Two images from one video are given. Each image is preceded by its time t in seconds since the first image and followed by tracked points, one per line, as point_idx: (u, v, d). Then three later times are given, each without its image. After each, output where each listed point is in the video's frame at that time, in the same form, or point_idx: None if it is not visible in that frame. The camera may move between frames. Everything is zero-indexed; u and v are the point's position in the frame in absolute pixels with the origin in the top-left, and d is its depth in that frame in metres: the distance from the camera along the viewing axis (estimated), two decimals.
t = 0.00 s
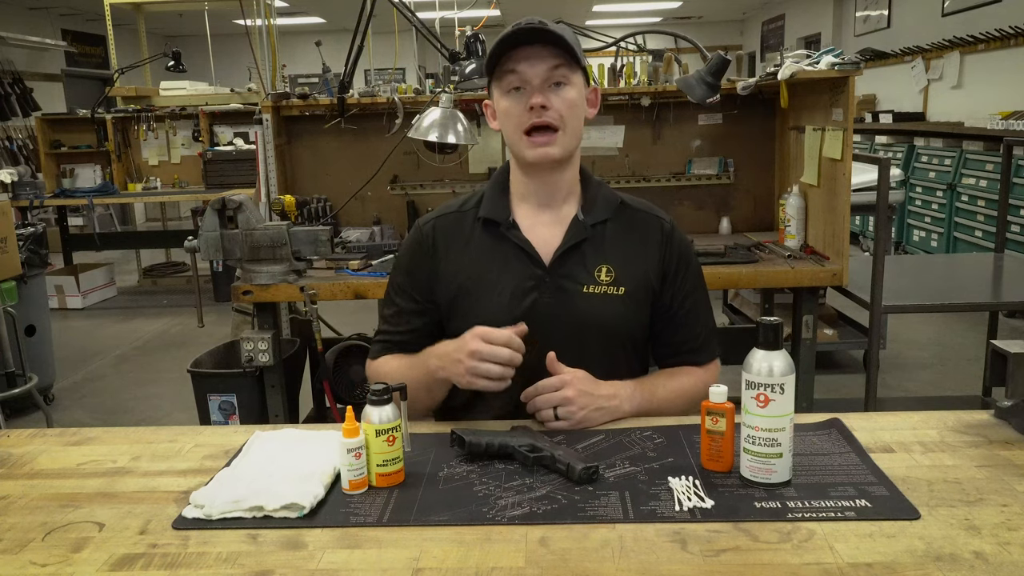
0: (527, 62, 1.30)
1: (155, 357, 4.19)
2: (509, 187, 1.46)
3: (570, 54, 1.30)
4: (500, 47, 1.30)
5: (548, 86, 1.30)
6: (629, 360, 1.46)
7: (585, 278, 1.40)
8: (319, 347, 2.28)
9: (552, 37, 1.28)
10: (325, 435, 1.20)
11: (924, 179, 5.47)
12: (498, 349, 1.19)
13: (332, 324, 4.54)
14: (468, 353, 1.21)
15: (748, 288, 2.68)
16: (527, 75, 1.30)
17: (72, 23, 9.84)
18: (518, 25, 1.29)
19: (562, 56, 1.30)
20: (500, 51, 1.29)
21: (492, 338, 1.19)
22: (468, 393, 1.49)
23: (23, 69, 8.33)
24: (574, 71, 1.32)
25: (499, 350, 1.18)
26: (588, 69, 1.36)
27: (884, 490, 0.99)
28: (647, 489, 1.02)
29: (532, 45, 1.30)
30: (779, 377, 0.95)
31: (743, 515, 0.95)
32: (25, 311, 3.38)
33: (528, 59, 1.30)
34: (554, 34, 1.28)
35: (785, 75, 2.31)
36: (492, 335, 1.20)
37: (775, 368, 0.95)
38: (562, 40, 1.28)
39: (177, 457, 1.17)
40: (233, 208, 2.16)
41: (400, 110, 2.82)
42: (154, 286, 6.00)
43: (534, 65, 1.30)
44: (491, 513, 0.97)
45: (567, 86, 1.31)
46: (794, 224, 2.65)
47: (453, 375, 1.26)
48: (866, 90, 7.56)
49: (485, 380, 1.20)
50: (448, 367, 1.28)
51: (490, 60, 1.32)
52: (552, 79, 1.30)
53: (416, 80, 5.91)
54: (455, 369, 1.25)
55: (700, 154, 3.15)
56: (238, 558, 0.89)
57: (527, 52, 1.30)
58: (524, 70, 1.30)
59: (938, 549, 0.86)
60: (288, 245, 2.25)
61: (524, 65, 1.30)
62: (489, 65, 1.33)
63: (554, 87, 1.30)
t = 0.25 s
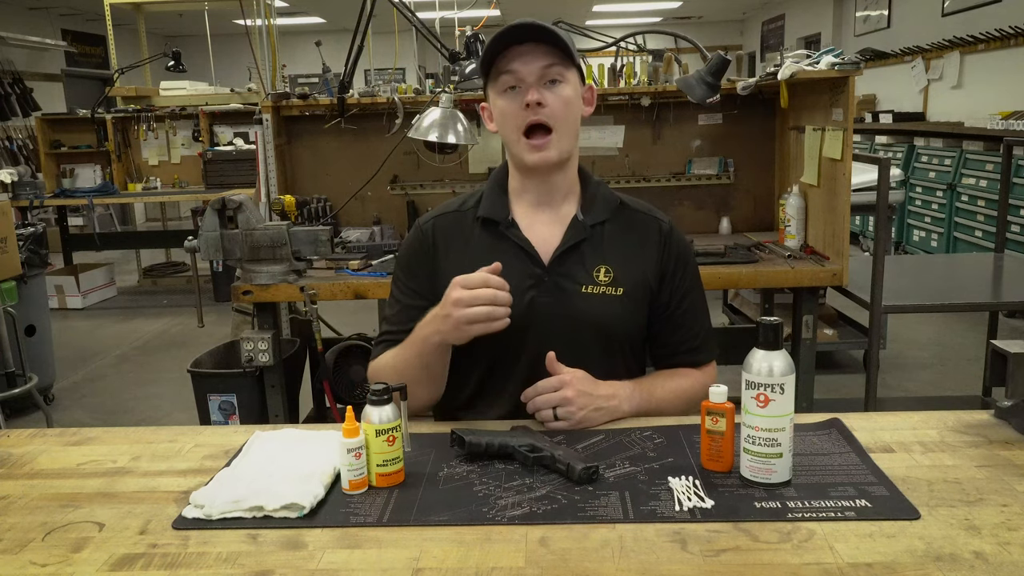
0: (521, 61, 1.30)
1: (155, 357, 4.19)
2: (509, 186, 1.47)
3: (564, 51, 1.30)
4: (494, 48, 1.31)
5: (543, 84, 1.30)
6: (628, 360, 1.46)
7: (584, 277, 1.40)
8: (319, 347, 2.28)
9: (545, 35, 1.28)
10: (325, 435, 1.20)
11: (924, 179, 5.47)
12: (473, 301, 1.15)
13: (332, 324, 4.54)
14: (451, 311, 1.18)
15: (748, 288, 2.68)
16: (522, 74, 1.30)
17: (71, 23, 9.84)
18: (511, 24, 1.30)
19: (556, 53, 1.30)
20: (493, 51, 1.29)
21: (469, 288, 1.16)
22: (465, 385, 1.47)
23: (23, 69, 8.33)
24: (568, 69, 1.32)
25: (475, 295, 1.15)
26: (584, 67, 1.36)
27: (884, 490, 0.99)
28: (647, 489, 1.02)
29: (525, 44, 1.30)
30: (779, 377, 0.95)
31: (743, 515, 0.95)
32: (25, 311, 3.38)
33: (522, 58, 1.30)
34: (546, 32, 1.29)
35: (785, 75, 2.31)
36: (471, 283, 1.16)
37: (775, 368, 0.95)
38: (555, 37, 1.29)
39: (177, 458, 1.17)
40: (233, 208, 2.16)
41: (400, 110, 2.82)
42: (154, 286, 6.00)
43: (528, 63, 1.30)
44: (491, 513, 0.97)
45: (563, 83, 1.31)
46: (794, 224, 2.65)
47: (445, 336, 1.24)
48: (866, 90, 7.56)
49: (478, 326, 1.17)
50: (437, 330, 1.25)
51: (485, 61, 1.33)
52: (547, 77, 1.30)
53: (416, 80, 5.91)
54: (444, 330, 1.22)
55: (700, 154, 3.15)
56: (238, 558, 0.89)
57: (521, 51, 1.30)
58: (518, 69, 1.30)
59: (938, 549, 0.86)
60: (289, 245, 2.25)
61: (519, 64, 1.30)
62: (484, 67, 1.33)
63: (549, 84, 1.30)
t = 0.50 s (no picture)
0: (520, 64, 1.30)
1: (155, 357, 4.19)
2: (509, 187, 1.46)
3: (563, 52, 1.30)
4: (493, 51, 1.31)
5: (543, 85, 1.30)
6: (628, 360, 1.46)
7: (585, 278, 1.40)
8: (319, 347, 2.28)
9: (544, 37, 1.28)
10: (325, 435, 1.20)
11: (924, 179, 5.47)
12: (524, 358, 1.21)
13: (332, 324, 4.54)
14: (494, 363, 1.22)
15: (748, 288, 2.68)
16: (522, 76, 1.30)
17: (72, 23, 9.84)
18: (510, 27, 1.30)
19: (555, 55, 1.30)
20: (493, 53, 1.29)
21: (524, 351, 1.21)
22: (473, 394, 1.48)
23: (23, 69, 8.33)
24: (568, 70, 1.32)
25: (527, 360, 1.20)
26: (584, 68, 1.36)
27: (884, 490, 0.99)
28: (647, 489, 1.02)
29: (524, 46, 1.30)
30: (779, 377, 0.95)
31: (743, 515, 0.95)
32: (25, 311, 3.38)
33: (522, 60, 1.30)
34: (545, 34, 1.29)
35: (785, 75, 2.31)
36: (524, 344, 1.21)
37: (775, 368, 0.95)
38: (554, 39, 1.28)
39: (177, 458, 1.17)
40: (233, 208, 2.16)
41: (400, 110, 2.82)
42: (154, 286, 6.00)
43: (528, 66, 1.30)
44: (491, 512, 0.97)
45: (563, 84, 1.30)
46: (794, 224, 2.65)
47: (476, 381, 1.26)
48: (866, 90, 7.56)
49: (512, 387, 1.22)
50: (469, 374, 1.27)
51: (484, 64, 1.33)
52: (547, 79, 1.30)
53: (415, 80, 5.91)
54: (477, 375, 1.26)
55: (700, 154, 3.15)
56: (238, 558, 0.89)
57: (520, 53, 1.30)
58: (518, 72, 1.30)
59: (938, 549, 0.86)
60: (289, 245, 2.25)
61: (518, 67, 1.31)
62: (483, 69, 1.33)
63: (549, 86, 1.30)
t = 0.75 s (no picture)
0: (521, 66, 1.31)
1: (155, 357, 4.19)
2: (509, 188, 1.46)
3: (563, 54, 1.30)
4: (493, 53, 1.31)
5: (544, 87, 1.30)
6: (627, 361, 1.46)
7: (584, 278, 1.40)
8: (319, 347, 2.29)
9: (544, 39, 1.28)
10: (325, 434, 1.20)
11: (924, 179, 5.47)
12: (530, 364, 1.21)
13: (332, 324, 4.54)
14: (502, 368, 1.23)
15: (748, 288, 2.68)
16: (523, 78, 1.30)
17: (71, 23, 9.84)
18: (510, 29, 1.30)
19: (556, 57, 1.30)
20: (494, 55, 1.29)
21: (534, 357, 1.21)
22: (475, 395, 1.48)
23: (23, 69, 8.33)
24: (569, 71, 1.31)
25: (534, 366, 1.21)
26: (584, 69, 1.36)
27: (884, 490, 0.99)
28: (647, 489, 1.02)
29: (525, 49, 1.30)
30: (779, 377, 0.95)
31: (743, 515, 0.95)
32: (25, 311, 3.38)
33: (522, 63, 1.30)
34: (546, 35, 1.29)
35: (785, 75, 2.31)
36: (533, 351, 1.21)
37: (775, 368, 0.95)
38: (555, 41, 1.29)
39: (177, 457, 1.17)
40: (233, 208, 2.16)
41: (400, 110, 2.82)
42: (154, 286, 6.00)
43: (528, 68, 1.30)
44: (491, 512, 0.98)
45: (563, 86, 1.30)
46: (794, 224, 2.65)
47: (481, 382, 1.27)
48: (866, 90, 7.56)
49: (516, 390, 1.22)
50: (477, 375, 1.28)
51: (485, 66, 1.33)
52: (547, 81, 1.30)
53: (415, 80, 5.91)
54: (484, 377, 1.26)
55: (700, 154, 3.15)
56: (238, 558, 0.89)
57: (520, 55, 1.30)
58: (518, 74, 1.31)
59: (938, 548, 0.86)
60: (289, 245, 2.25)
61: (519, 69, 1.31)
62: (484, 71, 1.34)
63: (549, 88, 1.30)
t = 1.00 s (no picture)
0: (522, 64, 1.30)
1: (155, 357, 4.19)
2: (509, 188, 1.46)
3: (564, 53, 1.30)
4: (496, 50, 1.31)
5: (545, 86, 1.30)
6: (627, 361, 1.46)
7: (585, 279, 1.40)
8: (319, 347, 2.29)
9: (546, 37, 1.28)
10: (325, 434, 1.20)
11: (924, 179, 5.47)
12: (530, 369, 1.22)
13: (332, 324, 4.54)
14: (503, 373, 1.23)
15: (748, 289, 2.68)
16: (524, 76, 1.30)
17: (72, 23, 9.84)
18: (512, 27, 1.29)
19: (557, 55, 1.31)
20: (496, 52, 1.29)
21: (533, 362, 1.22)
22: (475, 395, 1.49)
23: (23, 69, 8.33)
24: (570, 70, 1.32)
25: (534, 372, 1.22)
26: (585, 69, 1.36)
27: (883, 490, 0.99)
28: (647, 489, 1.02)
29: (526, 47, 1.30)
30: (779, 377, 0.95)
31: (743, 515, 0.95)
32: (25, 311, 3.38)
33: (524, 61, 1.30)
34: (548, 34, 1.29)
35: (785, 75, 2.31)
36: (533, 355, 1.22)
37: (775, 368, 0.95)
38: (556, 40, 1.29)
39: (177, 457, 1.17)
40: (233, 208, 2.16)
41: (400, 110, 2.82)
42: (154, 286, 6.00)
43: (530, 66, 1.30)
44: (491, 512, 0.98)
45: (565, 84, 1.30)
46: (794, 224, 2.65)
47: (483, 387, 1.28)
48: (866, 90, 7.56)
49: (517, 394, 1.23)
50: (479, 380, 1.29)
51: (486, 64, 1.32)
52: (549, 79, 1.30)
53: (415, 80, 5.91)
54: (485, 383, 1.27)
55: (700, 154, 3.15)
56: (238, 558, 0.89)
57: (521, 54, 1.30)
58: (520, 72, 1.30)
59: (938, 548, 0.86)
60: (289, 245, 2.25)
61: (520, 67, 1.31)
62: (485, 68, 1.33)
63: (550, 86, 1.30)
